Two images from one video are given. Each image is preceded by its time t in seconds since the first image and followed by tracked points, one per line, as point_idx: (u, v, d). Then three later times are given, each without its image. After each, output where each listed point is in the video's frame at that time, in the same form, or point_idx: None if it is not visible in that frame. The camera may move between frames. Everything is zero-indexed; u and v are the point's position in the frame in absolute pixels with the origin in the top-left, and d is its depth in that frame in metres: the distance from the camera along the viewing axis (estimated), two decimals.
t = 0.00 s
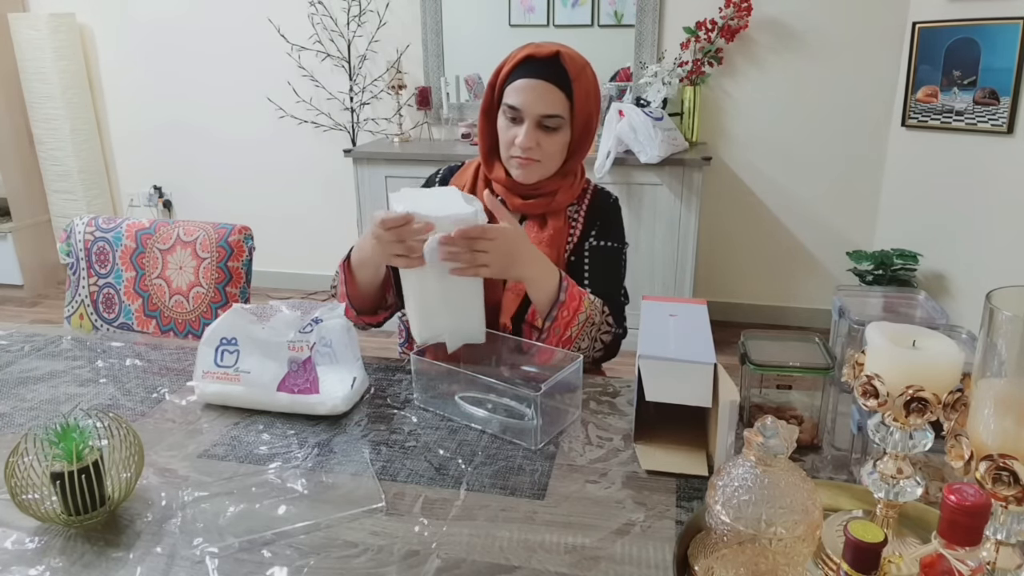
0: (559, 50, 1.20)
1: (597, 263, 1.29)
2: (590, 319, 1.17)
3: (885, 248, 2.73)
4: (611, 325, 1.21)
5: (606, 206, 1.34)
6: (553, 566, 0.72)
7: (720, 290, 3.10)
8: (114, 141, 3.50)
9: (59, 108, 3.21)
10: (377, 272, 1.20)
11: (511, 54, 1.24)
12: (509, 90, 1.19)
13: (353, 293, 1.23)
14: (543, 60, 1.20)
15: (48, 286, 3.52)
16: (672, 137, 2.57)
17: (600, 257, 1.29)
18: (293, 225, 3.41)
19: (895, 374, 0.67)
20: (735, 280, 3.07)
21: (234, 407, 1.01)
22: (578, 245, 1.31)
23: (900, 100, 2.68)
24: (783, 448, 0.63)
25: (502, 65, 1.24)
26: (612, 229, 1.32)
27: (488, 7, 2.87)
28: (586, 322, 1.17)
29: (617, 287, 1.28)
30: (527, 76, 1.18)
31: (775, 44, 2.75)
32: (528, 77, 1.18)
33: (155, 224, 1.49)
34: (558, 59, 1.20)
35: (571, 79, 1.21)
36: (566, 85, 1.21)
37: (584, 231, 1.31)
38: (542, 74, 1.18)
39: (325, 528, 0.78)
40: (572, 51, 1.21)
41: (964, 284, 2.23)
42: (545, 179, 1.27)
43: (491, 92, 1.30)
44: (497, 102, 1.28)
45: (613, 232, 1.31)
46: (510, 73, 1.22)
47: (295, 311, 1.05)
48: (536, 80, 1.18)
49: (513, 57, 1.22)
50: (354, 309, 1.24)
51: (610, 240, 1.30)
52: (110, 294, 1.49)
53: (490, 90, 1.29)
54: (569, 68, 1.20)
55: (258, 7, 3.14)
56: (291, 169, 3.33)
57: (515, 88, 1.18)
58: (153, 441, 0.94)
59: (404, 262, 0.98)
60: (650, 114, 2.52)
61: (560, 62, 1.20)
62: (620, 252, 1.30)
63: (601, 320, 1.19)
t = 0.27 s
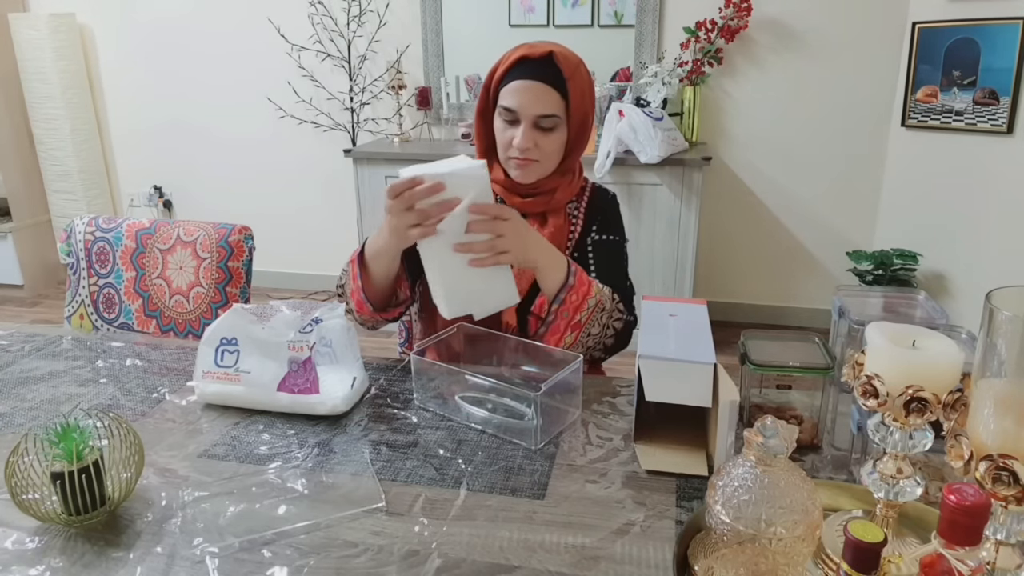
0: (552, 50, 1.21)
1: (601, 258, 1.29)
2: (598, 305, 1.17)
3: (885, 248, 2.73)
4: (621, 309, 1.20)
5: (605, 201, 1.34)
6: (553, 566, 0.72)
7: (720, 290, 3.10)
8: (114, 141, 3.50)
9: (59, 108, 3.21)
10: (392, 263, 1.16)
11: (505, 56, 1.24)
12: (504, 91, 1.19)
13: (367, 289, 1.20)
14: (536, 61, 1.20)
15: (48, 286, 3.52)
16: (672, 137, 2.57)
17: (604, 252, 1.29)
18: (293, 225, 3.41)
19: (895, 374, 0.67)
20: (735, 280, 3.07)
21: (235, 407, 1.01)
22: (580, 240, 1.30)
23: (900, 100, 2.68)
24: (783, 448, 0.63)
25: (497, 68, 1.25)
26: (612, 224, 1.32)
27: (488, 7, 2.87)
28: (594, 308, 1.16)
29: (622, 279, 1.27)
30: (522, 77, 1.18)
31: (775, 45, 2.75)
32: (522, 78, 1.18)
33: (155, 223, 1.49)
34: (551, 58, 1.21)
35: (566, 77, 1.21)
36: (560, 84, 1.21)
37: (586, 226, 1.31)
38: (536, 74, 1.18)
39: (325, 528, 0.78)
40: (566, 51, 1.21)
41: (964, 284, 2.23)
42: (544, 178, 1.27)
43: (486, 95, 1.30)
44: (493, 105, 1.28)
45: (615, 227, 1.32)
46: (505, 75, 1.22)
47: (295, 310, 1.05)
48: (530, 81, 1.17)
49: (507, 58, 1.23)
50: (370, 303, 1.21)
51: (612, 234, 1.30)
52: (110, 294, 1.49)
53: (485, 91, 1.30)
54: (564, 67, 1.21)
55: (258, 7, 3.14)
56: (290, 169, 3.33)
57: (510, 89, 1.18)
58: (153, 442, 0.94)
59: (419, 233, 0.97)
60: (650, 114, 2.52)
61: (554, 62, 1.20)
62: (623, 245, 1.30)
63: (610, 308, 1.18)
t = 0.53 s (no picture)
0: (543, 48, 1.20)
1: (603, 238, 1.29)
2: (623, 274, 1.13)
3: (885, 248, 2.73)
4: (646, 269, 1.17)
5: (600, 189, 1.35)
6: (553, 566, 0.72)
7: (720, 290, 3.10)
8: (114, 141, 3.50)
9: (59, 108, 3.21)
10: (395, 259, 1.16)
11: (496, 58, 1.23)
12: (498, 92, 1.18)
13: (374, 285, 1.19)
14: (528, 61, 1.19)
15: (48, 286, 3.52)
16: (672, 137, 2.57)
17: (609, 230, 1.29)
18: (293, 225, 3.41)
19: (895, 374, 0.67)
20: (735, 280, 3.07)
21: (235, 406, 1.01)
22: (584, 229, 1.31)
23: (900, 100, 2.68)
24: (783, 448, 0.63)
25: (489, 70, 1.24)
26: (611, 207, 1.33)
27: (488, 7, 2.87)
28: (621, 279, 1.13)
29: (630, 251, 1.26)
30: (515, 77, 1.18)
31: (775, 45, 2.75)
32: (516, 79, 1.18)
33: (155, 223, 1.49)
34: (543, 56, 1.20)
35: (559, 75, 1.20)
36: (554, 82, 1.20)
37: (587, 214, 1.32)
38: (529, 74, 1.18)
39: (325, 528, 0.78)
40: (557, 49, 1.21)
41: (964, 284, 2.23)
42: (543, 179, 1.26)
43: (480, 97, 1.29)
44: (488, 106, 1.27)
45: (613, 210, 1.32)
46: (498, 75, 1.22)
47: (295, 310, 1.04)
48: (524, 80, 1.17)
49: (500, 59, 1.22)
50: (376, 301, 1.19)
51: (613, 215, 1.31)
52: (110, 294, 1.49)
53: (478, 96, 1.29)
54: (555, 64, 1.20)
55: (258, 7, 3.14)
56: (290, 169, 3.33)
57: (504, 90, 1.17)
58: (153, 442, 0.94)
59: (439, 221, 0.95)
60: (650, 114, 2.52)
61: (544, 60, 1.20)
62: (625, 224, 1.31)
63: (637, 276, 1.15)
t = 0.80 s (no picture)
0: (531, 49, 1.14)
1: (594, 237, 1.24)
2: (604, 304, 1.09)
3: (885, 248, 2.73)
4: (625, 289, 1.13)
5: (593, 190, 1.30)
6: (553, 566, 0.71)
7: (720, 290, 3.10)
8: (114, 141, 3.51)
9: (59, 108, 3.21)
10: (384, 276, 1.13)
11: (482, 61, 1.17)
12: (486, 98, 1.14)
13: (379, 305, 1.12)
14: (516, 63, 1.14)
15: (48, 286, 3.52)
16: (672, 137, 2.57)
17: (597, 234, 1.25)
18: (293, 225, 3.42)
19: (895, 374, 0.67)
20: (735, 280, 3.07)
21: (235, 407, 1.01)
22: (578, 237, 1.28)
23: (900, 99, 2.68)
24: (783, 448, 0.63)
25: (475, 74, 1.18)
26: (604, 207, 1.28)
27: (488, 7, 2.87)
28: (602, 312, 1.08)
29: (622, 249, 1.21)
30: (503, 83, 1.13)
31: (775, 45, 2.75)
32: (504, 83, 1.13)
33: (155, 224, 1.49)
34: (532, 59, 1.14)
35: (549, 77, 1.15)
36: (544, 86, 1.15)
37: (579, 219, 1.28)
38: (518, 77, 1.13)
39: (324, 528, 0.78)
40: (545, 49, 1.15)
41: (964, 284, 2.23)
42: (537, 186, 1.23)
43: (466, 101, 1.24)
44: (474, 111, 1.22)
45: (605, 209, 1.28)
46: (485, 81, 1.16)
47: (289, 314, 1.00)
48: (513, 85, 1.12)
49: (487, 62, 1.16)
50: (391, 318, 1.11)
51: (603, 216, 1.27)
52: (110, 294, 1.49)
53: (466, 101, 1.24)
54: (544, 66, 1.14)
55: (258, 7, 3.14)
56: (290, 169, 3.33)
57: (493, 96, 1.13)
58: (153, 442, 0.94)
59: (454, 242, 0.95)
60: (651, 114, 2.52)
61: (534, 62, 1.14)
62: (621, 223, 1.27)
63: (616, 301, 1.11)
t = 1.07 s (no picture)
0: (528, 49, 1.14)
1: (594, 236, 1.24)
2: (605, 301, 1.09)
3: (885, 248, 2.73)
4: (626, 286, 1.14)
5: (591, 190, 1.31)
6: (554, 566, 0.71)
7: (720, 290, 3.10)
8: (114, 141, 3.51)
9: (58, 108, 3.21)
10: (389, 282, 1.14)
11: (479, 61, 1.17)
12: (483, 98, 1.14)
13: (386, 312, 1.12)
14: (512, 63, 1.13)
15: (48, 286, 3.52)
16: (672, 137, 2.57)
17: (596, 232, 1.25)
18: (293, 225, 3.42)
19: (895, 374, 0.67)
20: (735, 280, 3.07)
21: (235, 406, 1.01)
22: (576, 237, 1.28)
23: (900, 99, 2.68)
24: (783, 448, 0.63)
25: (472, 74, 1.18)
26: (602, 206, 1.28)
27: (488, 7, 2.87)
28: (603, 308, 1.09)
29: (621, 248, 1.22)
30: (499, 83, 1.13)
31: (775, 45, 2.75)
32: (501, 83, 1.13)
33: (155, 223, 1.49)
34: (528, 58, 1.14)
35: (546, 77, 1.15)
36: (541, 85, 1.15)
37: (577, 218, 1.28)
38: (514, 77, 1.13)
39: (324, 528, 0.78)
40: (541, 49, 1.15)
41: (963, 284, 2.23)
42: (535, 186, 1.23)
43: (463, 101, 1.24)
44: (471, 111, 1.22)
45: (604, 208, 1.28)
46: (482, 81, 1.16)
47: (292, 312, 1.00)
48: (509, 85, 1.12)
49: (484, 61, 1.16)
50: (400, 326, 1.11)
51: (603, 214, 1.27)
52: (110, 294, 1.49)
53: (463, 101, 1.24)
54: (541, 65, 1.14)
55: (258, 7, 3.14)
56: (290, 169, 3.33)
57: (489, 95, 1.13)
58: (153, 441, 0.94)
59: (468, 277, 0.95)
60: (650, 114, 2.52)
61: (530, 62, 1.14)
62: (620, 222, 1.27)
63: (617, 297, 1.11)
